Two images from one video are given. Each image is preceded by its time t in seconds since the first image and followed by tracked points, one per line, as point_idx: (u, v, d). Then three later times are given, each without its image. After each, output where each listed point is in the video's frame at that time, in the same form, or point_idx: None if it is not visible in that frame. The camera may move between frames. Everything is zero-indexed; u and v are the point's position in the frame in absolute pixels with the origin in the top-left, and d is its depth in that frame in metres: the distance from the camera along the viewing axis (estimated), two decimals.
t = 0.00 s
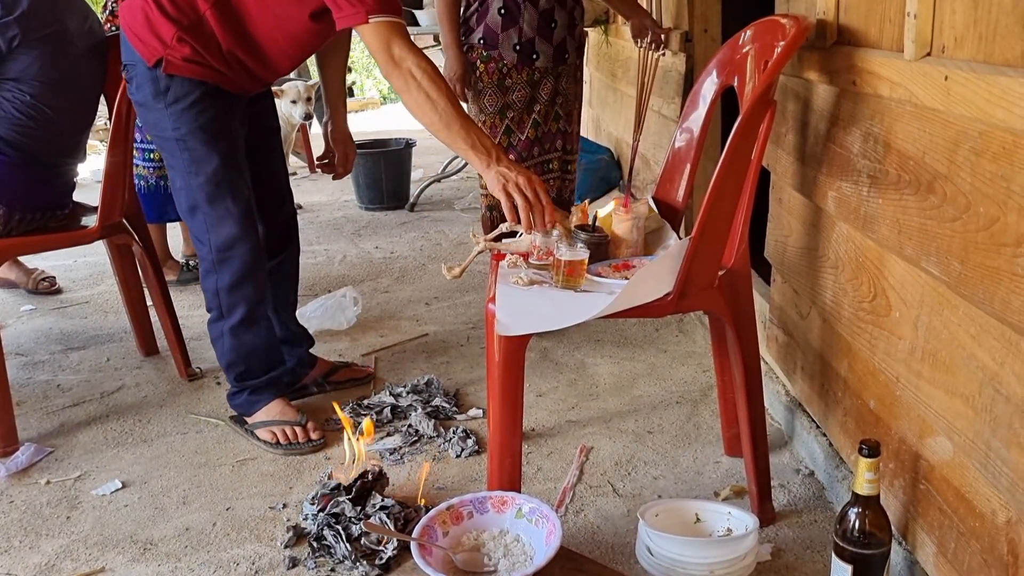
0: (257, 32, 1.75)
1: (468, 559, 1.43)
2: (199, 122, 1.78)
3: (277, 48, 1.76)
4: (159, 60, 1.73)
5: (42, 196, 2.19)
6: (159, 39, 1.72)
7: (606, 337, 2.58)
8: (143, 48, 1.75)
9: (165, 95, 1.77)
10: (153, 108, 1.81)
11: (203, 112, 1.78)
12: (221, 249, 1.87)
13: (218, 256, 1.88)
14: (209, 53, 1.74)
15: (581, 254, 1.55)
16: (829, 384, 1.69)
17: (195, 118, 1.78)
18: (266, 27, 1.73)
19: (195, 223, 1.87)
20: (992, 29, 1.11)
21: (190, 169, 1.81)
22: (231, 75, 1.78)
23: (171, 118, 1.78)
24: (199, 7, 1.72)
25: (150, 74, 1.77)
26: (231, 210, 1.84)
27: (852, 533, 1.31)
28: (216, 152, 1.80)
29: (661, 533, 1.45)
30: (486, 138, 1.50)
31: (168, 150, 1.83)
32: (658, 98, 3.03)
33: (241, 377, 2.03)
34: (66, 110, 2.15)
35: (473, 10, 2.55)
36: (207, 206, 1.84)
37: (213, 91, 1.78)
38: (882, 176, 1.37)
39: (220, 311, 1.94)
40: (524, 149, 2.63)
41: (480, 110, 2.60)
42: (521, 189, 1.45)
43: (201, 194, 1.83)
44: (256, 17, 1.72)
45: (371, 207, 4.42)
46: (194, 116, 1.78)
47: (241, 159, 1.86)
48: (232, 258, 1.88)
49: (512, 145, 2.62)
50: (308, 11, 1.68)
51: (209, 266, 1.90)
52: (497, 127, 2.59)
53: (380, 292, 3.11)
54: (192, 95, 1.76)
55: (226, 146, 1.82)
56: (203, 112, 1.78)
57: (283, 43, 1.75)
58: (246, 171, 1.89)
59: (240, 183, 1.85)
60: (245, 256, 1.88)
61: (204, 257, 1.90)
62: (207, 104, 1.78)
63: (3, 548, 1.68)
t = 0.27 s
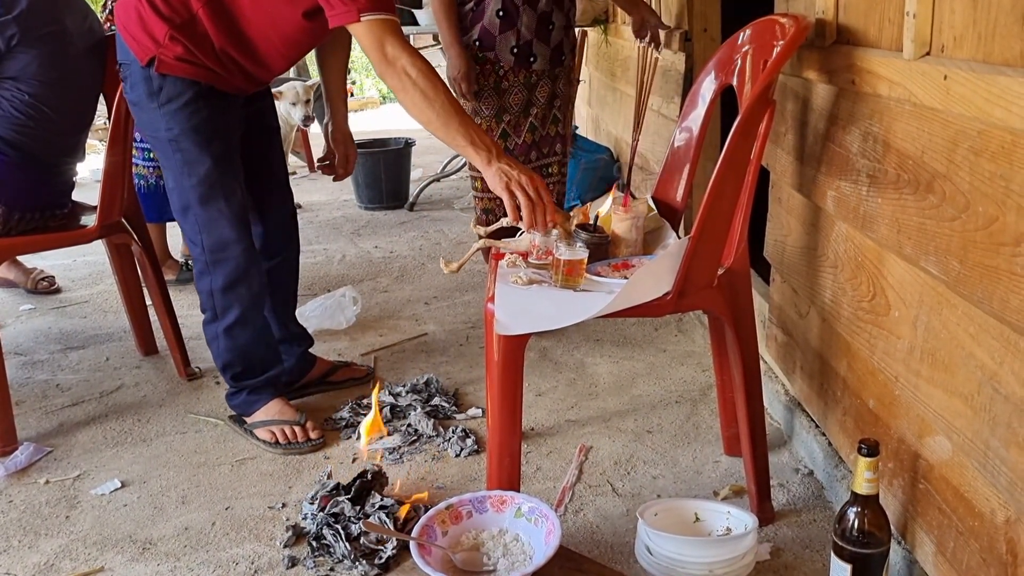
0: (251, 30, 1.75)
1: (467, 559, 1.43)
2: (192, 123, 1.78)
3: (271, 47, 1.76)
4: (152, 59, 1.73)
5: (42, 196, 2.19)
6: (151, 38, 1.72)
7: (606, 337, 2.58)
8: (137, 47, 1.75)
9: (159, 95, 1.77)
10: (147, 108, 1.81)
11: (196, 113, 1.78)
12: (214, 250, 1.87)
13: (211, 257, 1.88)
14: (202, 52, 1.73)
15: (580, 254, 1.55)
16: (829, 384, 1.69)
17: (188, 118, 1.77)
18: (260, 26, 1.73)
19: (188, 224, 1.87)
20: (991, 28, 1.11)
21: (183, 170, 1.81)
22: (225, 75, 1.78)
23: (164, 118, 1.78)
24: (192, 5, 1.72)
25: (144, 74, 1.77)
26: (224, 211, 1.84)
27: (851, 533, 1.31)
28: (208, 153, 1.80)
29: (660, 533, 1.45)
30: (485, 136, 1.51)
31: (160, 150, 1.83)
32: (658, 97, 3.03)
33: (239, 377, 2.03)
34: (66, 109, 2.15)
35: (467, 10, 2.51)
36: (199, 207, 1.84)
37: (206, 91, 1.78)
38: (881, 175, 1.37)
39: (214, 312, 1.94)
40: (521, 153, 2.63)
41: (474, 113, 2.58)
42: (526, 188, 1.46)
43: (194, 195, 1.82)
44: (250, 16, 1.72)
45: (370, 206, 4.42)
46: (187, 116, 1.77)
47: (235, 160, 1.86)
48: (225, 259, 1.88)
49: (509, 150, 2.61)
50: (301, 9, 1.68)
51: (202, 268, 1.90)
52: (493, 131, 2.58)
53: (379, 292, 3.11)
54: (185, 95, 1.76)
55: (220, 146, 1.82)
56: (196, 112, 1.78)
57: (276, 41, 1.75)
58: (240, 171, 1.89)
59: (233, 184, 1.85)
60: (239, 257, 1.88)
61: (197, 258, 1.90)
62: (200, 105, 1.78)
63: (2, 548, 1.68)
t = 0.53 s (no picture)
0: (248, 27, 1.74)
1: (467, 558, 1.43)
2: (188, 122, 1.77)
3: (266, 43, 1.76)
4: (149, 57, 1.73)
5: (42, 195, 2.18)
6: (148, 36, 1.72)
7: (605, 336, 2.58)
8: (133, 45, 1.74)
9: (155, 95, 1.77)
10: (143, 107, 1.81)
11: (192, 113, 1.77)
12: (210, 252, 1.87)
13: (207, 257, 1.88)
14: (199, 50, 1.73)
15: (580, 253, 1.55)
16: (829, 383, 1.69)
17: (184, 119, 1.77)
18: (257, 22, 1.73)
19: (184, 225, 1.88)
20: (991, 27, 1.11)
21: (179, 171, 1.81)
22: (222, 72, 1.78)
23: (161, 118, 1.78)
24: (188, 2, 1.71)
25: (141, 72, 1.77)
26: (219, 212, 1.84)
27: (851, 532, 1.31)
28: (204, 154, 1.80)
29: (660, 532, 1.45)
30: (435, 141, 1.52)
31: (156, 150, 1.83)
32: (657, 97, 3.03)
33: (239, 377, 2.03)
34: (65, 109, 2.15)
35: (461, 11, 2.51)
36: (194, 209, 1.84)
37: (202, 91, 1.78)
38: (881, 174, 1.37)
39: (210, 314, 1.94)
40: (516, 158, 2.64)
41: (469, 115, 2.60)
42: (482, 182, 1.45)
43: (189, 195, 1.83)
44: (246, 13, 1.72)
45: (370, 205, 4.42)
46: (183, 116, 1.77)
47: (232, 161, 1.86)
48: (222, 259, 1.88)
49: (503, 154, 2.63)
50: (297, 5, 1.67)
51: (198, 269, 1.91)
52: (487, 135, 2.60)
53: (379, 291, 3.11)
54: (181, 95, 1.76)
55: (216, 146, 1.82)
56: (191, 111, 1.77)
57: (271, 36, 1.75)
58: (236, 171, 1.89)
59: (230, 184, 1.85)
60: (236, 257, 1.88)
61: (192, 258, 1.90)
62: (194, 106, 1.77)
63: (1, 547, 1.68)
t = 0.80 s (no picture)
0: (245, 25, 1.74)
1: (467, 558, 1.43)
2: (187, 123, 1.77)
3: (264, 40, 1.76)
4: (147, 56, 1.72)
5: (42, 195, 2.18)
6: (146, 35, 1.71)
7: (605, 336, 2.58)
8: (132, 44, 1.74)
9: (154, 95, 1.77)
10: (138, 107, 1.81)
11: (191, 113, 1.77)
12: (208, 254, 1.87)
13: (206, 259, 1.88)
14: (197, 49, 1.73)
15: (580, 253, 1.55)
16: (828, 383, 1.69)
17: (183, 119, 1.77)
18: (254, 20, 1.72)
19: (182, 226, 1.88)
20: (991, 27, 1.11)
21: (178, 171, 1.81)
22: (220, 71, 1.78)
23: (160, 118, 1.78)
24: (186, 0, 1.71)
25: (139, 71, 1.76)
26: (220, 213, 1.84)
27: (851, 532, 1.31)
28: (204, 155, 1.80)
29: (660, 532, 1.45)
30: (325, 154, 1.60)
31: (155, 150, 1.83)
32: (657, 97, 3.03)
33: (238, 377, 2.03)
34: (65, 109, 2.16)
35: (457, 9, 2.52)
36: (193, 210, 1.84)
37: (200, 90, 1.77)
38: (881, 174, 1.37)
39: (209, 315, 1.94)
40: (514, 159, 2.67)
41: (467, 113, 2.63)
42: (351, 214, 1.60)
43: (187, 197, 1.83)
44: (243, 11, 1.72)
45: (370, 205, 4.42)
46: (180, 117, 1.77)
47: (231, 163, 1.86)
48: (220, 260, 1.88)
49: (501, 155, 2.67)
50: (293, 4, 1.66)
51: (196, 270, 1.91)
52: (484, 135, 2.64)
53: (379, 291, 3.11)
54: (179, 95, 1.76)
55: (215, 147, 1.82)
56: (190, 111, 1.77)
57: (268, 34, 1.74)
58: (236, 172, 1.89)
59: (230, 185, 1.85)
60: (234, 257, 1.88)
61: (190, 259, 1.90)
62: (190, 107, 1.77)
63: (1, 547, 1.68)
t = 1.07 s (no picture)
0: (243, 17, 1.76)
1: (466, 558, 1.43)
2: (191, 122, 1.76)
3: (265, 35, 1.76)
4: (151, 55, 1.73)
5: (40, 196, 2.18)
6: (151, 35, 1.73)
7: (605, 336, 2.58)
8: (137, 45, 1.75)
9: (159, 94, 1.76)
10: (145, 107, 1.81)
11: (196, 113, 1.76)
12: (209, 255, 1.86)
13: (201, 261, 1.87)
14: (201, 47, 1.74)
15: (579, 253, 1.55)
16: (827, 383, 1.69)
17: (185, 119, 1.76)
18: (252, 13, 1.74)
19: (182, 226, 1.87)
20: (990, 27, 1.11)
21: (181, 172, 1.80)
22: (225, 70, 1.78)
23: (164, 118, 1.78)
24: None
25: (144, 72, 1.77)
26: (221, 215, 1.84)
27: (850, 532, 1.31)
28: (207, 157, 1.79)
29: (659, 532, 1.45)
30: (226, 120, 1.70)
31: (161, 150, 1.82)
32: (657, 97, 3.03)
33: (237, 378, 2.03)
34: (65, 110, 2.16)
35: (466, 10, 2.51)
36: (190, 214, 1.83)
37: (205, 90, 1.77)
38: (880, 174, 1.37)
39: (207, 316, 1.94)
40: (525, 158, 2.68)
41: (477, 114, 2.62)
42: (227, 194, 1.76)
43: (192, 199, 1.81)
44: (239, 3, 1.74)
45: (369, 205, 4.42)
46: (186, 116, 1.76)
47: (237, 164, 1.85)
48: (216, 262, 1.88)
49: (512, 155, 2.67)
50: None
51: (196, 271, 1.90)
52: (495, 135, 2.63)
53: (378, 291, 3.11)
54: (183, 95, 1.75)
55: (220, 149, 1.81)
56: (195, 111, 1.76)
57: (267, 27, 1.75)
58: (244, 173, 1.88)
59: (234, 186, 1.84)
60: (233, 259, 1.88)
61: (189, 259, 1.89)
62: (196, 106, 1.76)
63: None
